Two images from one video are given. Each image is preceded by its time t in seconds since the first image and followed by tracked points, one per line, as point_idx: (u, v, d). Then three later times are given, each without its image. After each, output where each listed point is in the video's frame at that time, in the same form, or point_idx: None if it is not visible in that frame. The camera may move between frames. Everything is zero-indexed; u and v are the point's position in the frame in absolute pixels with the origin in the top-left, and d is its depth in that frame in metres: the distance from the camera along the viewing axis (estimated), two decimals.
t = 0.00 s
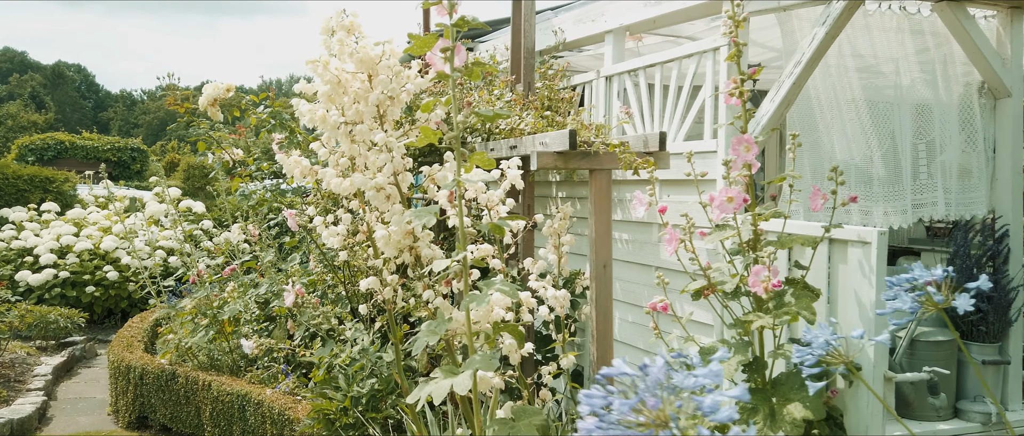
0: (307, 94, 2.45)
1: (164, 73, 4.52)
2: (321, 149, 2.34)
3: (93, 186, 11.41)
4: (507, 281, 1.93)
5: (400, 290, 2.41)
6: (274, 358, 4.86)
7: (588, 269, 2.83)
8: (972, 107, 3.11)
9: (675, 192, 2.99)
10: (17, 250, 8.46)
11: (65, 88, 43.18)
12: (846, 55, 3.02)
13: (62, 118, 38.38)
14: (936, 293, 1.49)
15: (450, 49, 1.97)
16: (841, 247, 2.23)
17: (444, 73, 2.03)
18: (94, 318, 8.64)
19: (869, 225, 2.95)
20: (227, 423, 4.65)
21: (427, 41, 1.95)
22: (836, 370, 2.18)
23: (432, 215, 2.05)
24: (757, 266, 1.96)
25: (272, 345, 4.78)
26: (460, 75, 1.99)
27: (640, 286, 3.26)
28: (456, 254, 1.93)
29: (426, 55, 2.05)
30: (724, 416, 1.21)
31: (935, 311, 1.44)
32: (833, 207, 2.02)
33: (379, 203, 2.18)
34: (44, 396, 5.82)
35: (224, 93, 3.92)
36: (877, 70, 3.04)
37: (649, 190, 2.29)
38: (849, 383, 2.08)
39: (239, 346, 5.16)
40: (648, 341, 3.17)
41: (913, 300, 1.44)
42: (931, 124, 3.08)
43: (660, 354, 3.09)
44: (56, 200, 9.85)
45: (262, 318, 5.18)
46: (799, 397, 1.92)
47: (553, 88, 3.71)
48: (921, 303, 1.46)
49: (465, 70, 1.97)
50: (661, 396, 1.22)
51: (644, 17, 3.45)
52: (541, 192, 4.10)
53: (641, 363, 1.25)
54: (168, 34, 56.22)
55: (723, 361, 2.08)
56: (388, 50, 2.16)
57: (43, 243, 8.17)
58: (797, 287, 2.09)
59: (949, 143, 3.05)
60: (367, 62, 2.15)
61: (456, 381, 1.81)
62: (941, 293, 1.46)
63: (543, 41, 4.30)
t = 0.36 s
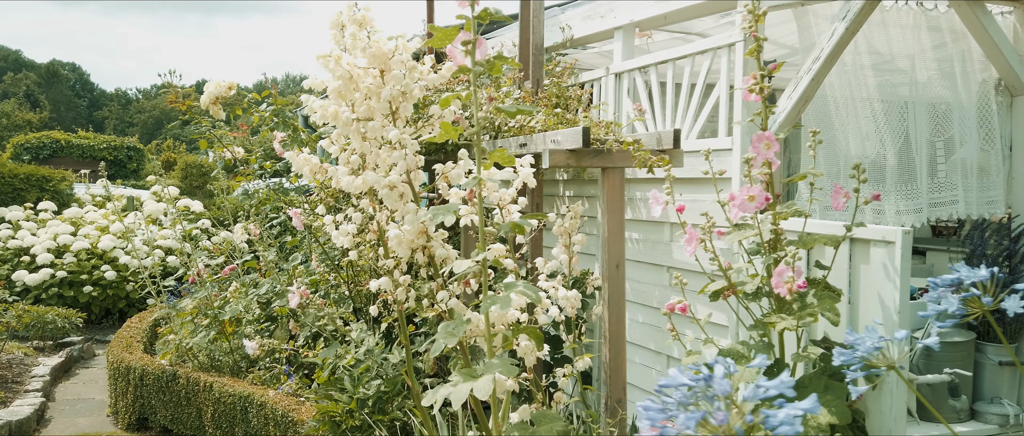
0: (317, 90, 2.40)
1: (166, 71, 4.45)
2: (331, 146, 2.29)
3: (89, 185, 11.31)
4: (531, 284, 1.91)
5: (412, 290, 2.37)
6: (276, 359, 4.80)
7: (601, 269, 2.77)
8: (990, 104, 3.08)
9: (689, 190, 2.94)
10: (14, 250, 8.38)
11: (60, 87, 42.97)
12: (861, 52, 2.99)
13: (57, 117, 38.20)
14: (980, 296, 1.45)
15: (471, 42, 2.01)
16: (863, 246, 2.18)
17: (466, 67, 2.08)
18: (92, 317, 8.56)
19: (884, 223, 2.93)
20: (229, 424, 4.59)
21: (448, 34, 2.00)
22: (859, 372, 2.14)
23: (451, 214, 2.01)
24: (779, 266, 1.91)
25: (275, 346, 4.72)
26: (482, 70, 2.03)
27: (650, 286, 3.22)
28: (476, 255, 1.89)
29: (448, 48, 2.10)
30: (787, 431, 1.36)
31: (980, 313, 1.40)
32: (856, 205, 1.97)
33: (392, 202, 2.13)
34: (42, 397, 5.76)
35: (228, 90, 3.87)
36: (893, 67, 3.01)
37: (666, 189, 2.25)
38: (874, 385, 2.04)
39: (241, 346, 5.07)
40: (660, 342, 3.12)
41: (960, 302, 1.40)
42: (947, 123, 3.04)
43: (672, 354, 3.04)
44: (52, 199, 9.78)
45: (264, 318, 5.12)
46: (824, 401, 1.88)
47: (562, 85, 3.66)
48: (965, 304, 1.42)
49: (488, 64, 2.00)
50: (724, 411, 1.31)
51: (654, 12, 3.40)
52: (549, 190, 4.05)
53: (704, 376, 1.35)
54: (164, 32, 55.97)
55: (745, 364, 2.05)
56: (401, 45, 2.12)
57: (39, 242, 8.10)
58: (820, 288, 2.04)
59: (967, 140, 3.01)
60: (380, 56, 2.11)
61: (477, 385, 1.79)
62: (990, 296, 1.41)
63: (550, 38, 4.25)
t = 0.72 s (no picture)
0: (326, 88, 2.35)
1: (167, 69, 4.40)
2: (341, 145, 2.24)
3: (86, 185, 11.23)
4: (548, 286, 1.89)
5: (424, 291, 2.33)
6: (279, 360, 4.75)
7: (611, 270, 2.73)
8: (1003, 104, 3.04)
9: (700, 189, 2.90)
10: (12, 250, 8.32)
11: (56, 86, 42.80)
12: (873, 50, 2.95)
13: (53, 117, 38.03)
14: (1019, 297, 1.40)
15: (488, 37, 1.99)
16: (882, 246, 2.15)
17: (480, 62, 2.06)
18: (90, 318, 8.49)
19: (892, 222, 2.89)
20: (231, 426, 4.55)
21: (464, 29, 2.00)
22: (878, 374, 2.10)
23: (466, 213, 1.97)
24: (801, 267, 1.88)
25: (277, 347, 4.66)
26: (498, 66, 2.00)
27: (660, 286, 3.18)
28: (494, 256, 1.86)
29: (464, 43, 2.08)
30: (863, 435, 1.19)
31: None
32: (878, 205, 1.96)
33: (405, 202, 2.09)
34: (41, 399, 5.71)
35: (230, 89, 3.82)
36: (906, 65, 2.97)
37: (683, 187, 2.22)
38: (895, 387, 2.00)
39: (243, 346, 5.00)
40: (670, 342, 3.09)
41: (1000, 303, 1.36)
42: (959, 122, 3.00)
43: (683, 355, 3.00)
44: (49, 199, 9.73)
45: (266, 319, 5.07)
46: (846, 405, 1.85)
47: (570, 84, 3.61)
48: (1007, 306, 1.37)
49: (506, 59, 1.98)
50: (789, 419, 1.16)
51: (664, 10, 3.35)
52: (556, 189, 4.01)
53: (763, 381, 1.18)
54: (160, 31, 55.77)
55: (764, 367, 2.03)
56: (414, 40, 2.07)
57: (37, 243, 8.04)
58: (841, 289, 2.00)
59: (978, 140, 2.97)
60: (392, 53, 2.06)
61: (495, 389, 1.76)
62: None
63: (556, 36, 4.21)
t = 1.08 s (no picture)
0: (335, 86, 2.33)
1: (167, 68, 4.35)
2: (351, 143, 2.20)
3: (82, 184, 11.17)
4: (564, 286, 1.86)
5: (434, 292, 2.29)
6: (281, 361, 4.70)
7: (623, 270, 2.70)
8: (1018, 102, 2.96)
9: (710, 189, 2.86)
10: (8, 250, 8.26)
11: (50, 86, 42.59)
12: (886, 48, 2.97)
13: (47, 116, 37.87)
14: None
15: (502, 32, 1.95)
16: (900, 246, 2.13)
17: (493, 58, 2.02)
18: (87, 318, 8.43)
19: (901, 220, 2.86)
20: (233, 428, 4.50)
21: (477, 25, 1.96)
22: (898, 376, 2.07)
23: (480, 212, 1.92)
24: (821, 267, 1.85)
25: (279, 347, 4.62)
26: (513, 62, 1.94)
27: (669, 286, 3.15)
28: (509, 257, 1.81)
29: (476, 39, 2.05)
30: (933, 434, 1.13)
31: None
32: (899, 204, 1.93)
33: (417, 202, 2.05)
34: (38, 400, 5.66)
35: (231, 87, 3.77)
36: (918, 62, 2.95)
37: (698, 186, 2.18)
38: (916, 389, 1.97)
39: (243, 347, 4.96)
40: (680, 343, 3.06)
41: None
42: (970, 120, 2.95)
43: (693, 356, 2.98)
44: (46, 198, 9.67)
45: (267, 319, 5.03)
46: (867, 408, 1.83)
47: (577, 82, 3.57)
48: None
49: (520, 54, 1.91)
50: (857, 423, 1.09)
51: (673, 7, 3.31)
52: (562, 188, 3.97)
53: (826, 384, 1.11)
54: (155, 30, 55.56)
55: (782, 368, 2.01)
56: (426, 37, 2.03)
57: (34, 243, 7.99)
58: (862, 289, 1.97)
59: (989, 138, 2.91)
60: (404, 50, 2.02)
61: (512, 392, 1.72)
62: None
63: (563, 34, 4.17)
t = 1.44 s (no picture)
0: (347, 84, 2.33)
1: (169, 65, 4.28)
2: (365, 142, 2.18)
3: (76, 184, 11.07)
4: (580, 287, 1.81)
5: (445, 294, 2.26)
6: (281, 362, 4.65)
7: (633, 270, 2.67)
8: None
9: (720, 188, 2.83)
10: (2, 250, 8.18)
11: (41, 85, 42.32)
12: (898, 47, 2.97)
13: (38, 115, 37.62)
14: None
15: (513, 30, 1.88)
16: (918, 245, 2.10)
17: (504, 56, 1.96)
18: (82, 319, 8.34)
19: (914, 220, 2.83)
20: (233, 430, 4.45)
21: (489, 22, 1.88)
22: (916, 378, 2.04)
23: (494, 213, 1.88)
24: (843, 267, 1.83)
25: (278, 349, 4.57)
26: (524, 61, 1.91)
27: (677, 286, 3.11)
28: (524, 257, 1.77)
29: (488, 36, 1.99)
30: None
31: None
32: (919, 204, 1.90)
33: (430, 201, 2.01)
34: (34, 402, 5.60)
35: (233, 84, 3.74)
36: (931, 60, 2.95)
37: (713, 186, 2.15)
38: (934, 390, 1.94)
39: (243, 348, 4.90)
40: (688, 344, 3.02)
41: None
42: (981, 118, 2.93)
43: (702, 357, 2.94)
44: (40, 198, 9.58)
45: (266, 320, 4.98)
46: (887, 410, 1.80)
47: (583, 80, 3.54)
48: None
49: (531, 52, 1.88)
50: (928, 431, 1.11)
51: (680, 6, 3.29)
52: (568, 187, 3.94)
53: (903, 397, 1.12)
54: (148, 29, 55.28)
55: (799, 369, 1.99)
56: (439, 33, 1.99)
57: (28, 243, 7.91)
58: (881, 290, 1.94)
59: (1000, 136, 2.89)
60: (417, 47, 1.97)
61: (528, 396, 1.66)
62: None
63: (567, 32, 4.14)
